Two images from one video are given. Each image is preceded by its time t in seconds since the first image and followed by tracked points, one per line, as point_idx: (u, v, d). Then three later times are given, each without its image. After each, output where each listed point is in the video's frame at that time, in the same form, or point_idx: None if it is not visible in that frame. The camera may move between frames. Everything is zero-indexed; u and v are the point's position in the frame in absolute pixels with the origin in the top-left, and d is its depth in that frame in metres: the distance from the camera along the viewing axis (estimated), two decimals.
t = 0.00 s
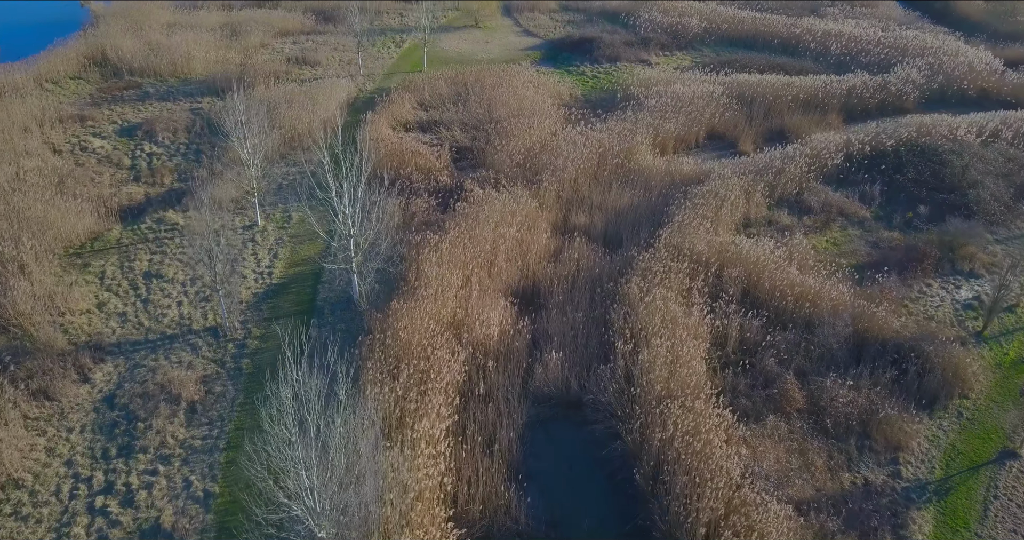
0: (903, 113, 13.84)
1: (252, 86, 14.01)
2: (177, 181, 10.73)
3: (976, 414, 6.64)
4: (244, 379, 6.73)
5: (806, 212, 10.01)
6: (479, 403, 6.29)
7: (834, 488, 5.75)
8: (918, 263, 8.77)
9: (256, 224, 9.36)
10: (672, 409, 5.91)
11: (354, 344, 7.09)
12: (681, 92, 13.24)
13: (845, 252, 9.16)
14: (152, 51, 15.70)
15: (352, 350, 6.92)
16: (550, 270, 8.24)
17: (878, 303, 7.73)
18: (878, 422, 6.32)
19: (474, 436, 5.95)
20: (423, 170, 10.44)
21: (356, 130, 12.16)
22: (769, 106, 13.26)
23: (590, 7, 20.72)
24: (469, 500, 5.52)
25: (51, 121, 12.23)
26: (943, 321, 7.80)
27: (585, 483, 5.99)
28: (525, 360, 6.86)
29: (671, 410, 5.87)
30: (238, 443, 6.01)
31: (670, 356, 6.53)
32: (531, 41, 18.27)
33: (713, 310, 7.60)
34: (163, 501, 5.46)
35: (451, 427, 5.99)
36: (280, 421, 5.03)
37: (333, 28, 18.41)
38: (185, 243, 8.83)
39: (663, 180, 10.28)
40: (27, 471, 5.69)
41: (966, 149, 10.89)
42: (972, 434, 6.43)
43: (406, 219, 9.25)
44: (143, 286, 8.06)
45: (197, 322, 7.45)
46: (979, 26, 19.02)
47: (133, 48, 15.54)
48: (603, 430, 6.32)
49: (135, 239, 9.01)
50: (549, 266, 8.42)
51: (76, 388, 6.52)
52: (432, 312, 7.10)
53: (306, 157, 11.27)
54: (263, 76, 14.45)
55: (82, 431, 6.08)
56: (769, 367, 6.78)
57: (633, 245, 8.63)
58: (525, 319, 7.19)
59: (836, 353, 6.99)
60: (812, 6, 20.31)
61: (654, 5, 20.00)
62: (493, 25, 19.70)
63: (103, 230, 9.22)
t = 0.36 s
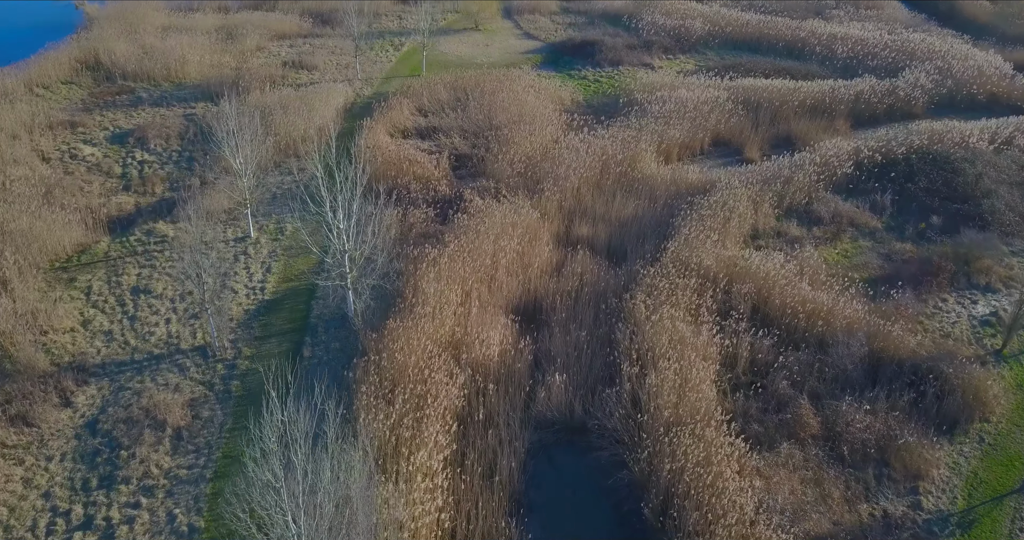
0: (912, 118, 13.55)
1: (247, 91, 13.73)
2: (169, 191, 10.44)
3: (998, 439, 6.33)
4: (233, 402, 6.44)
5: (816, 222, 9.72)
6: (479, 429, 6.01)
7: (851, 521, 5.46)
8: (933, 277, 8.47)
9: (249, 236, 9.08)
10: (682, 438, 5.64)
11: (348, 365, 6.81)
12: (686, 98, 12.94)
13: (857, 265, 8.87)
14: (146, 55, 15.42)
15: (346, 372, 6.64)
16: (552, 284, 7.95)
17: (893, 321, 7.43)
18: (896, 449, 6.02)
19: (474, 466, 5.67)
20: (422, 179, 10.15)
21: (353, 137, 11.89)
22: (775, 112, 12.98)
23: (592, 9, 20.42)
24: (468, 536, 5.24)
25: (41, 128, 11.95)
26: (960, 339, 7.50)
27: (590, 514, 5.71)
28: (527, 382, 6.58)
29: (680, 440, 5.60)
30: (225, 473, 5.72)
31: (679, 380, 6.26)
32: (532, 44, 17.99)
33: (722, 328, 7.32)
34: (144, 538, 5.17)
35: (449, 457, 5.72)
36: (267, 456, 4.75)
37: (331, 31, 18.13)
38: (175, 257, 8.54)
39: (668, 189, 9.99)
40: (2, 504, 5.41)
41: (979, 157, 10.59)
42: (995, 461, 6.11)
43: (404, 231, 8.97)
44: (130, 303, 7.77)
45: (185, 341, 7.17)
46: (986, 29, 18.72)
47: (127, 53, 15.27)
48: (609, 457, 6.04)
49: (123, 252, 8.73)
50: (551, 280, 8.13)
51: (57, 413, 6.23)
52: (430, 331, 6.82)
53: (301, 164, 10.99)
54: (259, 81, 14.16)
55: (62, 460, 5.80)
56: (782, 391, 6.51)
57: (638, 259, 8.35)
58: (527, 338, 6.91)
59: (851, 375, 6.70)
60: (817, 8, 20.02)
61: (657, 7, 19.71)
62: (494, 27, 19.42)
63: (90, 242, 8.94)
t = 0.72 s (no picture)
0: (919, 123, 13.28)
1: (241, 95, 13.47)
2: (159, 199, 10.18)
3: (1017, 463, 6.03)
4: (220, 425, 6.19)
5: (823, 232, 9.46)
6: (476, 455, 5.76)
7: None
8: (945, 290, 8.19)
9: (240, 246, 8.83)
10: (689, 466, 5.39)
11: (341, 385, 6.56)
12: (688, 102, 12.68)
13: (866, 277, 8.60)
14: (139, 58, 15.16)
15: (338, 393, 6.39)
16: (552, 298, 7.68)
17: (906, 337, 7.15)
18: (911, 475, 5.74)
19: (470, 496, 5.43)
20: (418, 187, 9.90)
21: (348, 144, 11.64)
22: (780, 117, 12.71)
23: (593, 11, 20.15)
24: None
25: (29, 133, 11.69)
26: (975, 356, 7.23)
27: None
28: (526, 403, 6.33)
29: (687, 469, 5.34)
30: (210, 502, 5.46)
31: (684, 403, 6.01)
32: (532, 46, 17.73)
33: (728, 345, 7.08)
34: None
35: (444, 485, 5.47)
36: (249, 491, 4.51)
37: (328, 33, 17.87)
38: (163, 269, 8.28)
39: (671, 198, 9.74)
40: None
41: (990, 164, 10.32)
42: (1015, 487, 5.82)
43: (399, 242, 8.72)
44: (116, 317, 7.51)
45: (172, 359, 6.91)
46: (992, 31, 18.45)
47: (120, 56, 15.02)
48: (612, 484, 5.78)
49: (110, 263, 8.47)
50: (551, 294, 7.87)
51: (35, 437, 5.97)
52: (425, 349, 6.56)
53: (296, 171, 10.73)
54: (254, 85, 13.90)
55: (39, 488, 5.55)
56: (792, 413, 6.25)
57: (641, 272, 8.10)
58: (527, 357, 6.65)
59: (863, 396, 6.45)
60: (821, 10, 19.75)
61: (658, 9, 19.44)
62: (493, 28, 19.14)
63: (76, 253, 8.68)
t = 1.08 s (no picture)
0: (926, 128, 12.98)
1: (233, 100, 13.19)
2: (146, 208, 9.88)
3: None
4: (200, 452, 5.89)
5: (830, 243, 9.16)
6: (469, 486, 5.46)
7: None
8: (958, 305, 7.87)
9: (227, 259, 8.53)
10: (693, 500, 5.09)
11: (329, 409, 6.27)
12: (691, 107, 12.38)
13: (875, 291, 8.30)
14: (130, 61, 14.87)
15: (325, 418, 6.10)
16: (550, 314, 7.38)
17: (919, 357, 6.84)
18: (928, 507, 5.42)
19: (462, 531, 5.13)
20: (413, 197, 9.61)
21: (342, 151, 11.36)
22: (784, 123, 12.43)
23: (593, 13, 19.87)
24: None
25: (14, 139, 11.40)
26: (991, 376, 6.91)
27: None
28: (523, 429, 6.04)
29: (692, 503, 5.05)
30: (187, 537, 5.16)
31: (688, 430, 5.71)
32: (531, 49, 17.44)
33: (733, 366, 6.80)
34: None
35: (435, 519, 5.18)
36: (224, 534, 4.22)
37: (323, 35, 17.58)
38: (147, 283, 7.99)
39: (674, 208, 9.44)
40: None
41: (1001, 173, 10.02)
42: None
43: (392, 256, 8.43)
44: (96, 335, 7.22)
45: (152, 380, 6.62)
46: (998, 34, 18.15)
47: (110, 59, 14.73)
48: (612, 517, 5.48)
49: (92, 277, 8.18)
50: (549, 309, 7.57)
51: (6, 465, 5.68)
52: (417, 372, 6.27)
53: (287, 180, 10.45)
54: (246, 89, 13.62)
55: (6, 522, 5.25)
56: (801, 439, 5.95)
57: (642, 287, 7.82)
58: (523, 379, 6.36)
59: (875, 420, 6.14)
60: (824, 12, 19.46)
61: (659, 11, 19.17)
62: (491, 31, 18.84)
63: (58, 266, 8.39)
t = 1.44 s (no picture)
0: (932, 133, 12.70)
1: (225, 103, 12.90)
2: (132, 216, 9.59)
3: None
4: (179, 480, 5.60)
5: (837, 254, 8.88)
6: (461, 518, 5.18)
7: None
8: (971, 319, 7.59)
9: (214, 270, 8.25)
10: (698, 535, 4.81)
11: (315, 433, 5.99)
12: (692, 112, 12.09)
13: (884, 304, 8.03)
14: (120, 64, 14.58)
15: (312, 443, 5.82)
16: (547, 330, 7.09)
17: (931, 376, 6.56)
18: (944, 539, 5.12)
19: None
20: (407, 205, 9.32)
21: (335, 157, 11.08)
22: (787, 128, 12.15)
23: (592, 14, 19.59)
24: None
25: None
26: (1007, 396, 6.62)
27: None
28: (518, 454, 5.75)
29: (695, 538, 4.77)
30: None
31: (692, 458, 5.44)
32: (529, 51, 17.15)
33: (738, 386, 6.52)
34: None
35: None
36: None
37: (318, 37, 17.30)
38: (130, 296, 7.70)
39: (675, 217, 9.16)
40: None
41: (1011, 180, 9.73)
42: None
43: (384, 267, 8.15)
44: (74, 352, 6.93)
45: (131, 401, 6.33)
46: (1004, 35, 17.86)
47: (100, 62, 14.44)
48: None
49: (73, 290, 7.89)
50: (546, 324, 7.28)
51: None
52: (407, 394, 5.98)
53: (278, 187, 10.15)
54: (239, 92, 13.33)
55: None
56: (810, 466, 5.67)
57: (643, 302, 7.54)
58: (519, 401, 6.08)
59: (887, 445, 5.86)
60: (827, 13, 19.17)
61: (659, 12, 18.89)
62: (489, 32, 18.55)
63: (38, 278, 8.10)
